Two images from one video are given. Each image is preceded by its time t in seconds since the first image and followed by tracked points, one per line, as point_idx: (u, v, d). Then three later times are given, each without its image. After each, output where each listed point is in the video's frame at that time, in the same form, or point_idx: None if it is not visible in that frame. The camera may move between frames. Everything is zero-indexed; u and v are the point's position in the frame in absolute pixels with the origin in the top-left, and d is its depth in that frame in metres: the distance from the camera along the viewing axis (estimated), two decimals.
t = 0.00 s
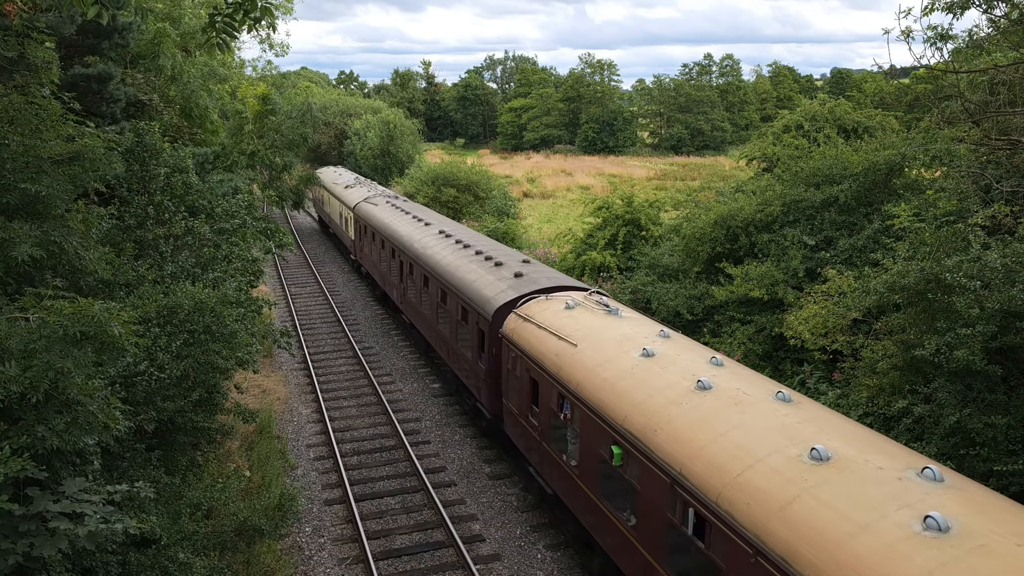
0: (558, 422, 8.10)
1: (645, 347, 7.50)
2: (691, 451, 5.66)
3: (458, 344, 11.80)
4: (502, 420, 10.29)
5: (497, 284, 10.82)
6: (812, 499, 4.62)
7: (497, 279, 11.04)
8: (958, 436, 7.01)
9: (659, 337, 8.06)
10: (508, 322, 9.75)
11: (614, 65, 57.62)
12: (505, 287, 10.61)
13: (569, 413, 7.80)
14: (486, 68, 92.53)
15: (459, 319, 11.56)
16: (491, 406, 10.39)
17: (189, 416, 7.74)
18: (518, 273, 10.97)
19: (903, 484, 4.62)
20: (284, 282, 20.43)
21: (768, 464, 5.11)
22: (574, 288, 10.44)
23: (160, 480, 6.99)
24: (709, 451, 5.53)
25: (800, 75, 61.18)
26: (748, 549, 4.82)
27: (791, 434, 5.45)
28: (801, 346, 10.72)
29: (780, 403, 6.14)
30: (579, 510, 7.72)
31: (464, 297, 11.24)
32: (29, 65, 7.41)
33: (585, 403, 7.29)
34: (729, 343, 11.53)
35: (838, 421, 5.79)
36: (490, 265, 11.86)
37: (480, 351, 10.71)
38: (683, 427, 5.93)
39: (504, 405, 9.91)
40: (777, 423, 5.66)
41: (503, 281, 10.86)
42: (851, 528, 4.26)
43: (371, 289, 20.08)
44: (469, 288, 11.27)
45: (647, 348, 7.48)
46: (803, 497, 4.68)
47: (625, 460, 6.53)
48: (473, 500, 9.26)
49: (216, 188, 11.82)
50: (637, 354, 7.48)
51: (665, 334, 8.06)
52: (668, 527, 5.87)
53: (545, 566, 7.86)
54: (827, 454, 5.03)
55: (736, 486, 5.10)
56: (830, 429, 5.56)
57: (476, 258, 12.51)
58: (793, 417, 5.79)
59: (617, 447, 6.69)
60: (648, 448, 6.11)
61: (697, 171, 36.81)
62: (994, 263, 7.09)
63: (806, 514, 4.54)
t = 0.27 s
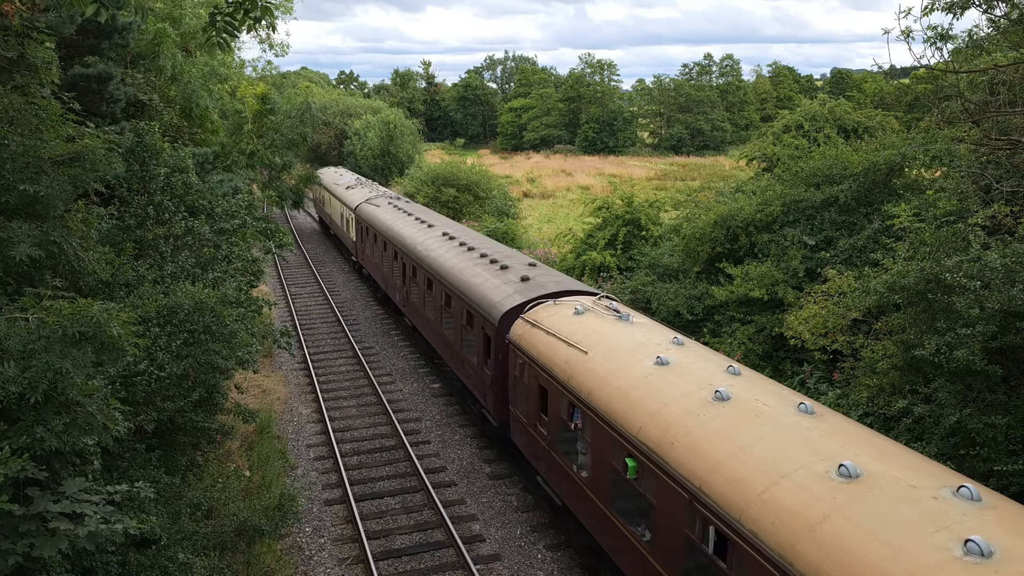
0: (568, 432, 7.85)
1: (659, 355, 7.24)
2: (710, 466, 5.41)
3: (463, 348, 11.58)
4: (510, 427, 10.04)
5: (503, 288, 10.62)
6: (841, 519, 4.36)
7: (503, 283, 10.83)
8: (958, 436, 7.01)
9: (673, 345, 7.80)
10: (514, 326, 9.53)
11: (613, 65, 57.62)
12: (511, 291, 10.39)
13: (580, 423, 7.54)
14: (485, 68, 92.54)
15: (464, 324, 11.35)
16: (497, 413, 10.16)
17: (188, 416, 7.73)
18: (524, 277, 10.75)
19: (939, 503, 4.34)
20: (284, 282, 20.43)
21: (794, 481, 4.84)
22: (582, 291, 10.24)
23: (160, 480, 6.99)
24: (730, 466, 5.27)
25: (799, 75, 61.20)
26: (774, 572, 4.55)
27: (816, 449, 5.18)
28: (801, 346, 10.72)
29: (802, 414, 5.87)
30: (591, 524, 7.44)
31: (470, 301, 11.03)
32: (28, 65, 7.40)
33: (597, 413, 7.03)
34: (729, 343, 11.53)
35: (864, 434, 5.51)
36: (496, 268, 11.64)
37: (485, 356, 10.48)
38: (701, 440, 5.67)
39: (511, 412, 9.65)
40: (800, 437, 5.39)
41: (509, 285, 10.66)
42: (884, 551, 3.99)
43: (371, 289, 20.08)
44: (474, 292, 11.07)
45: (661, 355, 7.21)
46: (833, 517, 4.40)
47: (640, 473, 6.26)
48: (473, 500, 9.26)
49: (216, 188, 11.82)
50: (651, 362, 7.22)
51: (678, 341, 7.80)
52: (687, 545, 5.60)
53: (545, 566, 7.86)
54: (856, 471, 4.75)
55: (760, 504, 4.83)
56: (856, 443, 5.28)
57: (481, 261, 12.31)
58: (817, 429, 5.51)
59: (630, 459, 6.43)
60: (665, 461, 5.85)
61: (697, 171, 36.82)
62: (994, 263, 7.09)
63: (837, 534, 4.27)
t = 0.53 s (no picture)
0: (579, 442, 7.64)
1: (674, 364, 7.04)
2: (731, 481, 5.21)
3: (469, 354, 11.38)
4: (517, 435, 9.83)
5: (509, 293, 10.42)
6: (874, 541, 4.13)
7: (511, 287, 10.65)
8: (958, 436, 7.01)
9: (687, 352, 7.60)
10: (522, 332, 9.35)
11: (613, 65, 57.61)
12: (519, 296, 10.21)
13: (592, 433, 7.34)
14: (486, 68, 92.55)
15: (470, 329, 11.16)
16: (504, 420, 9.96)
17: (189, 416, 7.72)
18: (531, 281, 10.57)
19: (977, 522, 4.10)
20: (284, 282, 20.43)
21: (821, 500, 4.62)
22: (591, 297, 10.04)
23: (160, 480, 6.99)
24: (753, 483, 5.06)
25: (799, 75, 61.20)
26: None
27: (842, 465, 4.97)
28: (801, 346, 10.72)
29: (825, 426, 5.66)
30: (603, 537, 7.23)
31: (476, 306, 10.85)
32: (28, 65, 7.40)
33: (611, 424, 6.83)
34: (729, 343, 11.53)
35: (891, 448, 5.28)
36: (502, 272, 11.47)
37: (492, 362, 10.30)
38: (721, 454, 5.46)
39: (519, 420, 9.44)
40: (825, 451, 5.17)
41: (516, 290, 10.47)
42: None
43: (371, 289, 20.08)
44: (480, 296, 10.89)
45: (676, 364, 7.02)
46: (865, 538, 4.18)
47: (656, 486, 6.05)
48: (473, 500, 9.26)
49: (216, 188, 11.82)
50: (666, 371, 7.02)
51: (692, 349, 7.60)
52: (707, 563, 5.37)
53: (545, 566, 7.86)
54: (889, 489, 4.54)
55: (787, 524, 4.62)
56: (884, 458, 5.06)
57: (487, 264, 12.13)
58: (841, 443, 5.30)
59: (646, 472, 6.22)
60: (683, 475, 5.64)
61: (697, 171, 36.80)
62: (994, 263, 7.09)
63: (872, 557, 4.05)
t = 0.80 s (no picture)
0: (590, 452, 7.35)
1: (689, 372, 6.75)
2: (753, 496, 4.93)
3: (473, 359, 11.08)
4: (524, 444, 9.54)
5: (515, 297, 10.12)
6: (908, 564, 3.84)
7: (517, 291, 10.36)
8: (958, 436, 7.01)
9: (701, 360, 7.29)
10: (529, 338, 9.07)
11: (614, 65, 57.61)
12: (525, 300, 9.92)
13: (603, 443, 7.07)
14: (486, 68, 92.55)
15: (475, 333, 10.88)
16: (511, 428, 9.69)
17: (188, 416, 7.72)
18: (538, 285, 10.28)
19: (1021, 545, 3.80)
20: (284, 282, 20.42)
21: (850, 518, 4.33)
22: (599, 300, 9.73)
23: (161, 480, 7.00)
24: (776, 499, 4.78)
25: (799, 75, 61.21)
26: None
27: (871, 481, 4.66)
28: (801, 346, 10.72)
29: (850, 438, 5.36)
30: (615, 551, 6.94)
31: (481, 310, 10.56)
32: (29, 65, 7.40)
33: (624, 435, 6.54)
34: (729, 343, 11.53)
35: (923, 464, 4.97)
36: (507, 275, 11.18)
37: (497, 368, 10.00)
38: (742, 468, 5.17)
39: (527, 428, 9.15)
40: (852, 466, 4.88)
41: (522, 294, 10.17)
42: None
43: (371, 289, 20.08)
44: (485, 300, 10.61)
45: (691, 372, 6.72)
46: (899, 561, 3.89)
47: (673, 501, 5.76)
48: (473, 500, 9.26)
49: (216, 188, 11.82)
50: (680, 379, 6.72)
51: (707, 356, 7.30)
52: None
53: (545, 566, 7.86)
54: (923, 508, 4.23)
55: (813, 543, 4.34)
56: (915, 474, 4.75)
57: (491, 267, 11.84)
58: (869, 457, 5.00)
59: (661, 486, 5.93)
60: (702, 491, 5.35)
61: (697, 171, 36.81)
62: (994, 263, 7.09)
63: None
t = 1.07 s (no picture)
0: (602, 464, 7.10)
1: (704, 381, 6.50)
2: (777, 515, 4.68)
3: (479, 365, 10.81)
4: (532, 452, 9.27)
5: (522, 301, 9.86)
6: None
7: (523, 294, 10.08)
8: (958, 436, 7.01)
9: (716, 367, 7.03)
10: (537, 343, 8.80)
11: (614, 65, 57.62)
12: (532, 304, 9.65)
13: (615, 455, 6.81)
14: (486, 68, 92.54)
15: (480, 338, 10.62)
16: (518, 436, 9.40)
17: (188, 416, 7.71)
18: (545, 288, 10.01)
19: None
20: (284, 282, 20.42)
21: (881, 539, 4.06)
22: (609, 305, 9.46)
23: (161, 479, 7.00)
24: (802, 518, 4.52)
25: (799, 75, 61.21)
26: None
27: (902, 498, 4.39)
28: (801, 346, 10.72)
29: (876, 452, 5.08)
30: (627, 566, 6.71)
31: (486, 314, 10.28)
32: (29, 65, 7.39)
33: (638, 447, 6.29)
34: (729, 343, 11.52)
35: (956, 480, 4.68)
36: (513, 278, 10.92)
37: (504, 374, 9.74)
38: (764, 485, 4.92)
39: (535, 437, 8.89)
40: (880, 482, 4.61)
41: (529, 298, 9.90)
42: None
43: (371, 289, 20.08)
44: (490, 304, 10.34)
45: (706, 381, 6.47)
46: None
47: (690, 516, 5.51)
48: (473, 500, 9.26)
49: (216, 188, 11.83)
50: (695, 389, 6.47)
51: (722, 364, 7.02)
52: None
53: (545, 566, 7.86)
54: (958, 529, 3.96)
55: (842, 566, 4.09)
56: (948, 491, 4.46)
57: (496, 270, 11.58)
58: (897, 473, 4.72)
59: (678, 501, 5.68)
60: (722, 508, 5.11)
61: (697, 171, 36.80)
62: (994, 263, 7.09)
63: None
